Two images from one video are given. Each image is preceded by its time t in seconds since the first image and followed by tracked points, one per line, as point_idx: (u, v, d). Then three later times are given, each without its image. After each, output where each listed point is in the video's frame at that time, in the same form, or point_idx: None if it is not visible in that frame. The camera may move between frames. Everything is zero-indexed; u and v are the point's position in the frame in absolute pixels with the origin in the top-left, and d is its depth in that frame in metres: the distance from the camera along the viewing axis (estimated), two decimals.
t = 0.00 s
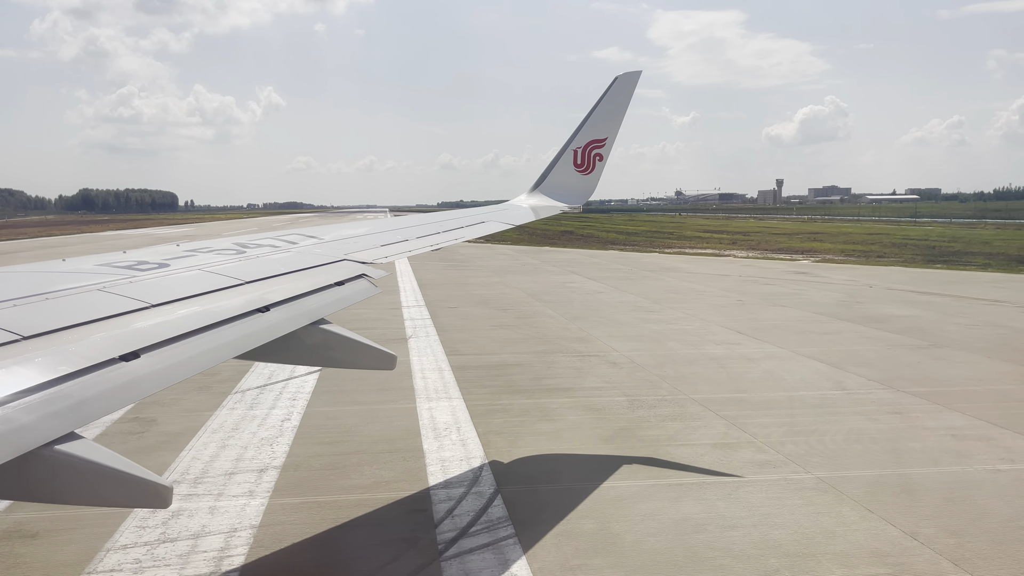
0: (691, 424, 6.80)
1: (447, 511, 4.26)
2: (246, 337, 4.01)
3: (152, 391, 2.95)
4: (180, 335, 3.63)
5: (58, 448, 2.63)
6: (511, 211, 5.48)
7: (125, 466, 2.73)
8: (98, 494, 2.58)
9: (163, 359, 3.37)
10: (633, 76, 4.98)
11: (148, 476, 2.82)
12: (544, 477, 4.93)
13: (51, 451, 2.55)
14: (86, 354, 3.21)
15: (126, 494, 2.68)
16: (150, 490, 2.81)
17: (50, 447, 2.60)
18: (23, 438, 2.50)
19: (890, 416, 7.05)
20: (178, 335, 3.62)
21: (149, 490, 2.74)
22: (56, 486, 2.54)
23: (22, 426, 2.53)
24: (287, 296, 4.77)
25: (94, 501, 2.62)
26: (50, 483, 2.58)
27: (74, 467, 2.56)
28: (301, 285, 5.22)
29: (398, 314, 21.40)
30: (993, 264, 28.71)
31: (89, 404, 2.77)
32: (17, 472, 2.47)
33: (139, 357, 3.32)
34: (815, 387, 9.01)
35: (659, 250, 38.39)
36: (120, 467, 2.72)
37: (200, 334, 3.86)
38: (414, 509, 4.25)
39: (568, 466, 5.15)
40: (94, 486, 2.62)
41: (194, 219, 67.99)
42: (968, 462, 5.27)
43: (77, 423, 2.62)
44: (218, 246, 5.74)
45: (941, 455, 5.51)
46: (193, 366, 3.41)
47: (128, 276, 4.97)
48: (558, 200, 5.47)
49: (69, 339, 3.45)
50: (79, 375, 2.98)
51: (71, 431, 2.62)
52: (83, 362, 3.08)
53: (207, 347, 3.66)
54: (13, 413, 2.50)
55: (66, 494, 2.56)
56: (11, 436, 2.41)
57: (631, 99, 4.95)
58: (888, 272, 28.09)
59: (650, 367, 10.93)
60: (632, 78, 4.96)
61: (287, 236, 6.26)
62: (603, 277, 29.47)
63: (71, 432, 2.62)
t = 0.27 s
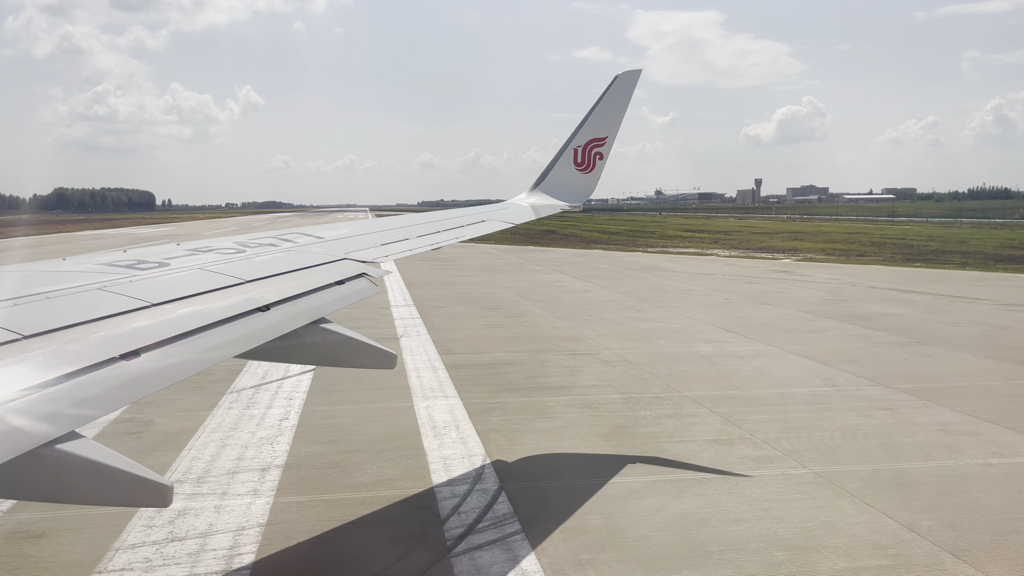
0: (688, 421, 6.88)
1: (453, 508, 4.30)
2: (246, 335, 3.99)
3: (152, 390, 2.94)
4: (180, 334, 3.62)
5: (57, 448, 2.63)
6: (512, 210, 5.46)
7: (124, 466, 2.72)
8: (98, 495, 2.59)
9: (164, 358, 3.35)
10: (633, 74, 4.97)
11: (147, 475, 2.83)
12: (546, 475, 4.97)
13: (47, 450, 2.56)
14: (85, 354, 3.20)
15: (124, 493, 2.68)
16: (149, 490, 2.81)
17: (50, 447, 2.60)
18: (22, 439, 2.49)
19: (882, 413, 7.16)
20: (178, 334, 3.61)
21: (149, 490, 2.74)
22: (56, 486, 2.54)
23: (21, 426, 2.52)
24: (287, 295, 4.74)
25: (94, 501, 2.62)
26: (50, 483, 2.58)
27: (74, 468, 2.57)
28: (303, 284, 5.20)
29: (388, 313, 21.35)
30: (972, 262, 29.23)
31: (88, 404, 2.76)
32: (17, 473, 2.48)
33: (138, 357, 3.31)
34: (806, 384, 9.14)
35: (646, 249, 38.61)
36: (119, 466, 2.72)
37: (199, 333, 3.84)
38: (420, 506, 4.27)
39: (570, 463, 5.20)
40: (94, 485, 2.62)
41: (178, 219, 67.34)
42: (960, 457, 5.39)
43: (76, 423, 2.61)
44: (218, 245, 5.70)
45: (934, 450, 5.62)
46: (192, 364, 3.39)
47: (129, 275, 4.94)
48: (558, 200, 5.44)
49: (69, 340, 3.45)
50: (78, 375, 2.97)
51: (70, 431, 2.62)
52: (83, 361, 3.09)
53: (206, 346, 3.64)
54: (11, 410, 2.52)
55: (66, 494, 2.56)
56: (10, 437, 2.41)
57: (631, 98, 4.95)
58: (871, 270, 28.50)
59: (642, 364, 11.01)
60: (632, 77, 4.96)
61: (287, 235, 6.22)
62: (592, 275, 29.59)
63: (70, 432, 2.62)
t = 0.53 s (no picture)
0: (683, 418, 6.96)
1: (459, 505, 4.32)
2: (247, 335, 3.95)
3: (154, 389, 2.90)
4: (180, 334, 3.57)
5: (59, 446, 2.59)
6: (511, 211, 5.47)
7: (125, 465, 2.68)
8: (99, 494, 2.55)
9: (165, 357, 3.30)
10: (632, 75, 5.00)
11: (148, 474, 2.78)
12: (548, 471, 5.01)
13: (46, 450, 2.51)
14: (86, 352, 3.15)
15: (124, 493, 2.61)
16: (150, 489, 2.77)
17: (51, 445, 2.56)
18: (26, 437, 2.46)
19: (872, 409, 7.29)
20: (178, 333, 3.56)
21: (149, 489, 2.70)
22: (57, 485, 2.50)
23: (24, 425, 2.48)
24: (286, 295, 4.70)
25: (95, 500, 2.58)
26: (52, 481, 2.54)
27: (76, 466, 2.53)
28: (303, 283, 5.17)
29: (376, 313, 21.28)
30: (949, 261, 29.76)
31: (91, 403, 2.72)
32: (18, 471, 2.44)
33: (139, 356, 3.27)
34: (797, 381, 9.26)
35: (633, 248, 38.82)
36: (120, 465, 2.68)
37: (200, 333, 3.79)
38: (426, 504, 4.29)
39: (571, 460, 5.24)
40: (96, 484, 2.58)
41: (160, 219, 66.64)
42: (951, 452, 5.50)
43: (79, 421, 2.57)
44: (217, 245, 5.67)
45: (925, 445, 5.74)
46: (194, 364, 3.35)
47: (129, 275, 4.90)
48: (558, 200, 5.47)
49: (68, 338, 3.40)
50: (80, 374, 2.93)
51: (73, 429, 2.58)
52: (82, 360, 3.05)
53: (207, 345, 3.60)
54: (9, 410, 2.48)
55: (67, 492, 2.52)
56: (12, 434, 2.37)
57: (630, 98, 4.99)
58: (854, 269, 28.89)
59: (634, 363, 11.09)
60: (631, 78, 5.00)
61: (285, 235, 6.19)
62: (580, 275, 29.71)
63: (72, 430, 2.57)
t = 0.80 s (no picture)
0: (679, 415, 7.03)
1: (463, 503, 4.35)
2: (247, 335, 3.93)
3: (154, 390, 2.89)
4: (179, 334, 3.56)
5: (59, 447, 2.58)
6: (511, 210, 5.50)
7: (124, 465, 2.67)
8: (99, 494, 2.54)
9: (165, 358, 3.29)
10: (631, 75, 5.04)
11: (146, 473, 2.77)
12: (549, 469, 5.05)
13: (46, 450, 2.50)
14: (85, 352, 3.14)
15: (124, 493, 2.61)
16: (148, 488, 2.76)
17: (51, 446, 2.55)
18: (25, 438, 2.45)
19: (863, 405, 7.42)
20: (177, 334, 3.55)
21: (147, 489, 2.69)
22: (56, 485, 2.49)
23: (22, 426, 2.47)
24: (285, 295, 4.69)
25: (94, 500, 2.57)
26: (50, 482, 2.53)
27: (76, 466, 2.52)
28: (304, 282, 5.16)
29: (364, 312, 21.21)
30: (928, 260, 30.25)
31: (90, 405, 2.71)
32: (17, 472, 2.42)
33: (138, 356, 3.26)
34: (788, 378, 9.38)
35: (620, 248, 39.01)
36: (119, 465, 2.67)
37: (199, 333, 3.78)
38: (430, 502, 4.31)
39: (571, 458, 5.29)
40: (95, 484, 2.57)
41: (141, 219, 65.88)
42: (942, 447, 5.62)
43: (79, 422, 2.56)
44: (215, 245, 5.65)
45: (917, 440, 5.85)
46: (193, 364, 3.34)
47: (128, 274, 4.86)
48: (558, 199, 5.50)
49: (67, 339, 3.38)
50: (79, 375, 2.92)
51: (72, 430, 2.57)
52: (81, 361, 3.03)
53: (206, 345, 3.58)
54: (6, 412, 2.46)
55: (66, 493, 2.51)
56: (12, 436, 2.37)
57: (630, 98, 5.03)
58: (837, 268, 29.26)
59: (626, 361, 11.17)
60: (631, 78, 5.04)
61: (284, 235, 6.18)
62: (568, 274, 29.81)
63: (72, 431, 2.56)
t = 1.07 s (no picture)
0: (673, 413, 7.11)
1: (467, 500, 4.38)
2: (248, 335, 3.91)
3: (154, 390, 2.88)
4: (180, 335, 3.55)
5: (60, 447, 2.56)
6: (511, 211, 5.53)
7: (124, 464, 2.66)
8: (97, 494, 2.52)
9: (165, 358, 3.27)
10: (630, 75, 5.09)
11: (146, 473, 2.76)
12: (549, 466, 5.10)
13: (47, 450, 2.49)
14: (84, 352, 3.12)
15: (124, 494, 2.60)
16: (149, 488, 2.75)
17: (51, 446, 2.54)
18: (24, 439, 2.43)
19: (853, 402, 7.55)
20: (178, 334, 3.54)
21: (146, 489, 2.68)
22: (56, 486, 2.47)
23: (22, 426, 2.46)
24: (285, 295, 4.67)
25: (94, 500, 2.56)
26: (51, 483, 2.52)
27: (76, 466, 2.51)
28: (305, 280, 5.16)
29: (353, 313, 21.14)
30: (908, 259, 30.73)
31: (89, 404, 2.70)
32: (17, 472, 2.41)
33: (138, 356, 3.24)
34: (778, 376, 9.50)
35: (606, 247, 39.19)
36: (119, 465, 2.66)
37: (202, 333, 3.76)
38: (434, 500, 4.34)
39: (571, 455, 5.34)
40: (96, 484, 2.56)
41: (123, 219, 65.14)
42: (933, 442, 5.74)
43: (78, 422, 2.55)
44: (214, 246, 5.63)
45: (908, 436, 5.97)
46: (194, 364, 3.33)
47: (126, 274, 4.83)
48: (558, 199, 5.54)
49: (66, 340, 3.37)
50: (79, 376, 2.90)
51: (73, 430, 2.56)
52: (82, 361, 3.02)
53: (206, 346, 3.57)
54: (5, 413, 2.46)
55: (66, 493, 2.50)
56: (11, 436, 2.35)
57: (629, 99, 5.08)
58: (821, 267, 29.63)
59: (618, 360, 11.24)
60: (629, 79, 5.09)
61: (283, 235, 6.16)
62: (556, 274, 29.91)
63: (73, 431, 2.56)
